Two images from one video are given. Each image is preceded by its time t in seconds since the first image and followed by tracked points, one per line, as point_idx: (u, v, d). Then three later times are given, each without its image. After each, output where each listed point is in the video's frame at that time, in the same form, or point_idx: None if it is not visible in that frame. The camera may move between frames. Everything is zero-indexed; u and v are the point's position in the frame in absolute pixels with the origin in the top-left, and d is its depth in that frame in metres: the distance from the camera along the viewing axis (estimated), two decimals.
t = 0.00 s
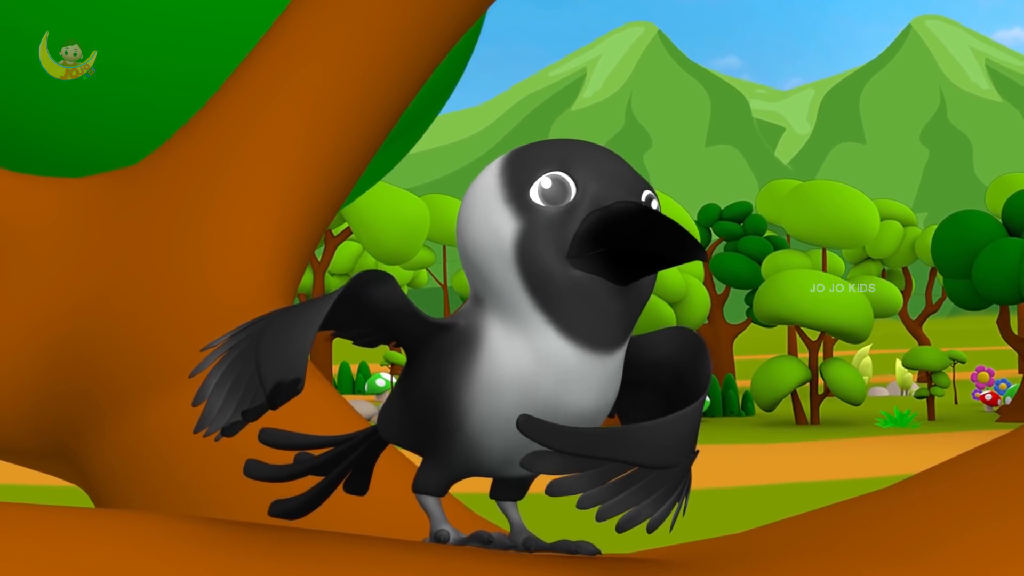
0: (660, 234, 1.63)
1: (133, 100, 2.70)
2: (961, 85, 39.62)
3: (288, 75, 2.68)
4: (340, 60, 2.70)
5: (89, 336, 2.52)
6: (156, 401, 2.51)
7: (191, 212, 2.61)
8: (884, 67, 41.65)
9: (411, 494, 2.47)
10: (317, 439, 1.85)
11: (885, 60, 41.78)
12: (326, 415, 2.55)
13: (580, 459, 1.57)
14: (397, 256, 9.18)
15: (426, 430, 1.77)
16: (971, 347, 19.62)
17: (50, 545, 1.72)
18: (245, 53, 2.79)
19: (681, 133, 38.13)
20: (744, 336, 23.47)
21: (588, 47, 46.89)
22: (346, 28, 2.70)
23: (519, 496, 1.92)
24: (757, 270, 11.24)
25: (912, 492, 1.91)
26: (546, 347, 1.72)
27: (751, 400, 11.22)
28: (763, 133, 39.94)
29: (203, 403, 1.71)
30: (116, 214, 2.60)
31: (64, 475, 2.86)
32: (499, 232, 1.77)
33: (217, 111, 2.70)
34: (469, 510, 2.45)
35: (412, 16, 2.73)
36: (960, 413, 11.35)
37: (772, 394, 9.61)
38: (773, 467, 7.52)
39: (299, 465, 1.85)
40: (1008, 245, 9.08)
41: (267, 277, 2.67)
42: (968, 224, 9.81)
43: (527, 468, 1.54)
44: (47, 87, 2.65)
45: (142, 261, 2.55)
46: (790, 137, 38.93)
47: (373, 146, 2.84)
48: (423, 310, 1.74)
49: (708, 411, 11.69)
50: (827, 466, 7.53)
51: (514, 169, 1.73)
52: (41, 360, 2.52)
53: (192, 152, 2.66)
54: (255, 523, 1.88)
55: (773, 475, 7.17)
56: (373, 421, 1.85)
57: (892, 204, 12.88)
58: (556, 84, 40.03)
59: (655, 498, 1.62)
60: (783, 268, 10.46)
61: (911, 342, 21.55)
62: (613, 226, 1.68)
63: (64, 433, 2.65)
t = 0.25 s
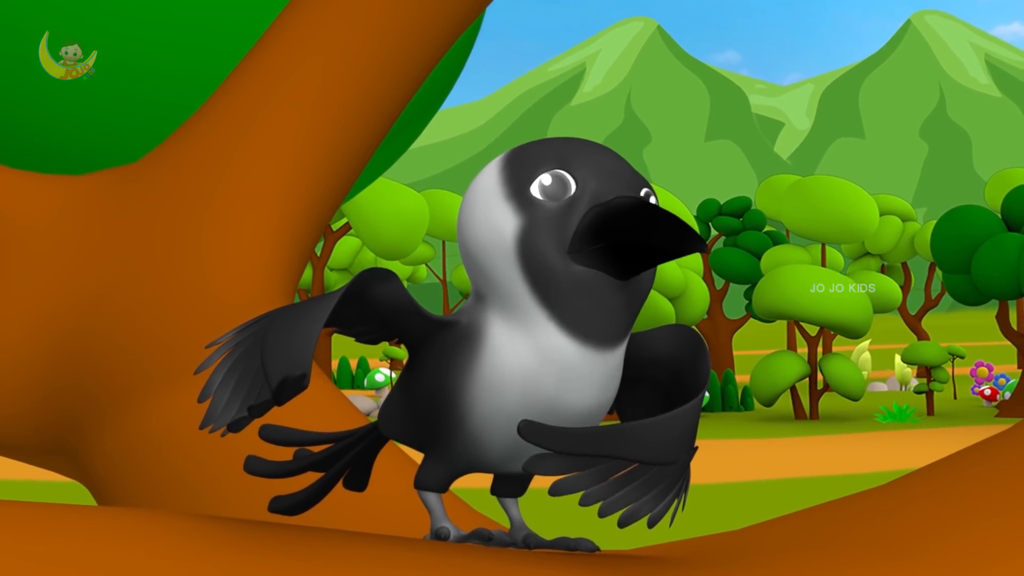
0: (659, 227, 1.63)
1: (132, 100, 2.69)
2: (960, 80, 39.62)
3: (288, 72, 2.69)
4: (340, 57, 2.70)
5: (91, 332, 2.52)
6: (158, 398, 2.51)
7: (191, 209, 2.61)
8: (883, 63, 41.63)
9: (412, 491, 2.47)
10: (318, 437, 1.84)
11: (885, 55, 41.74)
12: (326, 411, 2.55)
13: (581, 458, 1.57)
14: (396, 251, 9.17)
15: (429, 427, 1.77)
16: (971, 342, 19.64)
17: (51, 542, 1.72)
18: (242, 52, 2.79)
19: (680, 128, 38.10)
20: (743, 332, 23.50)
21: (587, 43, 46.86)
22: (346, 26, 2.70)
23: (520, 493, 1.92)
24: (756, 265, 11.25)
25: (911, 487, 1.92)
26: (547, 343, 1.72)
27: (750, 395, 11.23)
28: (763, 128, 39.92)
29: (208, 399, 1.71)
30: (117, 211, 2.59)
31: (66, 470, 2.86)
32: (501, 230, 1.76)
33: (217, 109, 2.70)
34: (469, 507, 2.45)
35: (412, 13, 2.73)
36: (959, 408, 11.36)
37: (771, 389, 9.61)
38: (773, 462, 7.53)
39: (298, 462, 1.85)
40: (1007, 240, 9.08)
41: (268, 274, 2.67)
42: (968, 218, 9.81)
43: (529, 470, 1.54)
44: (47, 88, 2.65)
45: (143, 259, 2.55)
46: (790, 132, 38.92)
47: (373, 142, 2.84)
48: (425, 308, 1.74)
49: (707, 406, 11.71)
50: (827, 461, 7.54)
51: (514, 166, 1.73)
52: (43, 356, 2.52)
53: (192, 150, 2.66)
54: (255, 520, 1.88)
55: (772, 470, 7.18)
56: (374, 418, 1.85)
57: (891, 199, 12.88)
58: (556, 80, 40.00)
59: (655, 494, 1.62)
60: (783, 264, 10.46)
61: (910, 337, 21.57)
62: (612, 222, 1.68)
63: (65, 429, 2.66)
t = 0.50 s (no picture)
0: (663, 217, 1.66)
1: (132, 98, 2.68)
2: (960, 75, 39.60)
3: (289, 70, 2.69)
4: (341, 54, 2.70)
5: (93, 329, 2.52)
6: (160, 394, 2.52)
7: (192, 206, 2.60)
8: (882, 58, 41.60)
9: (413, 487, 2.48)
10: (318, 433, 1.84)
11: (884, 51, 41.71)
12: (328, 407, 2.56)
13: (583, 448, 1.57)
14: (395, 246, 9.17)
15: (430, 423, 1.77)
16: (970, 337, 19.66)
17: (55, 540, 1.73)
18: (243, 48, 2.79)
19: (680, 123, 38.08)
20: (743, 328, 23.51)
21: (586, 38, 46.82)
22: (347, 23, 2.71)
23: (520, 489, 1.92)
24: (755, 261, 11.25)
25: (910, 483, 1.93)
26: (549, 340, 1.72)
27: (750, 390, 11.24)
28: (762, 123, 39.90)
29: (216, 399, 1.71)
30: (119, 208, 2.59)
31: (67, 467, 2.86)
32: (503, 227, 1.77)
33: (218, 106, 2.69)
34: (470, 503, 2.46)
35: (412, 9, 2.74)
36: (959, 403, 11.37)
37: (770, 385, 9.62)
38: (773, 458, 7.53)
39: (297, 458, 1.84)
40: (1006, 235, 9.09)
41: (269, 271, 2.68)
42: (967, 213, 9.81)
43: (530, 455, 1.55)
44: (47, 88, 2.63)
45: (145, 256, 2.54)
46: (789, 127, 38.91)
47: (374, 139, 2.85)
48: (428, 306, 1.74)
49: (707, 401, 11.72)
50: (828, 456, 7.54)
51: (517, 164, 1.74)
52: (45, 353, 2.51)
53: (193, 147, 2.66)
54: (257, 518, 1.89)
55: (772, 465, 7.19)
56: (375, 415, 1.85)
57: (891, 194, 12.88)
58: (555, 75, 39.96)
59: (655, 489, 1.63)
60: (782, 259, 10.47)
61: (909, 332, 21.59)
62: (614, 218, 1.69)
63: (67, 426, 2.66)
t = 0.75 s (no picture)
0: (659, 223, 1.67)
1: (136, 98, 2.59)
2: (959, 70, 39.60)
3: (289, 68, 2.69)
4: (341, 52, 2.71)
5: (93, 325, 2.52)
6: (161, 390, 2.52)
7: (193, 203, 2.60)
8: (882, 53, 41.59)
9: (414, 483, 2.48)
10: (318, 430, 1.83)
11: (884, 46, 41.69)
12: (328, 404, 2.57)
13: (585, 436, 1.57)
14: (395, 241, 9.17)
15: (430, 421, 1.78)
16: (969, 332, 19.68)
17: (58, 536, 1.73)
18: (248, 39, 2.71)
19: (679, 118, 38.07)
20: (743, 323, 23.53)
21: (585, 33, 46.78)
22: (347, 21, 2.72)
23: (520, 486, 1.93)
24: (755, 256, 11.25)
25: (909, 478, 1.94)
26: (549, 340, 1.72)
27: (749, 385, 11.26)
28: (761, 118, 39.89)
29: (226, 401, 1.71)
30: (120, 205, 2.58)
31: (69, 463, 2.86)
32: (503, 228, 1.77)
33: (218, 104, 2.68)
34: (470, 500, 2.47)
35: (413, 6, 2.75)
36: (958, 398, 11.39)
37: (769, 379, 9.62)
38: (773, 452, 7.55)
39: (298, 455, 1.83)
40: (1004, 230, 9.10)
41: (269, 268, 2.68)
42: (966, 209, 9.82)
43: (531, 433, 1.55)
44: (47, 89, 2.53)
45: (146, 253, 2.54)
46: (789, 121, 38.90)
47: (374, 136, 2.85)
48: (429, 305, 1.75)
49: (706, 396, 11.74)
50: (827, 451, 7.56)
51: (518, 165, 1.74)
52: (46, 350, 2.52)
53: (194, 144, 2.65)
54: (257, 514, 1.89)
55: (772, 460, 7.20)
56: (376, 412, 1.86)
57: (890, 189, 12.89)
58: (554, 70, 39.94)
59: (650, 486, 1.60)
60: (781, 254, 10.46)
61: (909, 327, 21.61)
62: (615, 219, 1.70)
63: (68, 422, 2.66)
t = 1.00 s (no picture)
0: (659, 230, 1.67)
1: (138, 98, 2.55)
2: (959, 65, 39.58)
3: (289, 65, 2.70)
4: (341, 50, 2.72)
5: (94, 322, 2.53)
6: (163, 387, 2.53)
7: (194, 201, 2.61)
8: (881, 48, 41.56)
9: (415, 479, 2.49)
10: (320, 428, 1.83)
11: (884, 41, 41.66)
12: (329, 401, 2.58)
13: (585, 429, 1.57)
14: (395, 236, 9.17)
15: (430, 421, 1.78)
16: (969, 327, 19.70)
17: (62, 533, 1.73)
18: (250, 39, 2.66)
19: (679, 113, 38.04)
20: (742, 318, 23.54)
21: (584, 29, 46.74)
22: (347, 19, 2.73)
23: (519, 485, 1.94)
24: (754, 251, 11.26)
25: (906, 474, 1.95)
26: (549, 343, 1.73)
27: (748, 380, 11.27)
28: (761, 113, 39.86)
29: (232, 405, 1.71)
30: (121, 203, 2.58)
31: (70, 460, 2.87)
32: (504, 232, 1.78)
33: (219, 101, 2.68)
34: (470, 496, 2.48)
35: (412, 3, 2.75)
36: (957, 393, 11.41)
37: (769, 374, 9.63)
38: (773, 447, 7.55)
39: (300, 453, 1.83)
40: (1003, 226, 9.11)
41: (270, 265, 2.69)
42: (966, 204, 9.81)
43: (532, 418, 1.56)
44: (47, 90, 2.49)
45: (147, 251, 2.55)
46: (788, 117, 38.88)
47: (374, 133, 2.86)
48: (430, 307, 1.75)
49: (705, 391, 11.76)
50: (827, 446, 7.57)
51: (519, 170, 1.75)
52: (48, 346, 2.52)
53: (194, 141, 2.65)
54: (259, 512, 1.90)
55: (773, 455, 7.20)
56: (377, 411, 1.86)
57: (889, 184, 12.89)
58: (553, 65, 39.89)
59: (650, 482, 1.63)
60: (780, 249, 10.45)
61: (908, 323, 21.62)
62: (614, 225, 1.71)
63: (69, 419, 2.66)
